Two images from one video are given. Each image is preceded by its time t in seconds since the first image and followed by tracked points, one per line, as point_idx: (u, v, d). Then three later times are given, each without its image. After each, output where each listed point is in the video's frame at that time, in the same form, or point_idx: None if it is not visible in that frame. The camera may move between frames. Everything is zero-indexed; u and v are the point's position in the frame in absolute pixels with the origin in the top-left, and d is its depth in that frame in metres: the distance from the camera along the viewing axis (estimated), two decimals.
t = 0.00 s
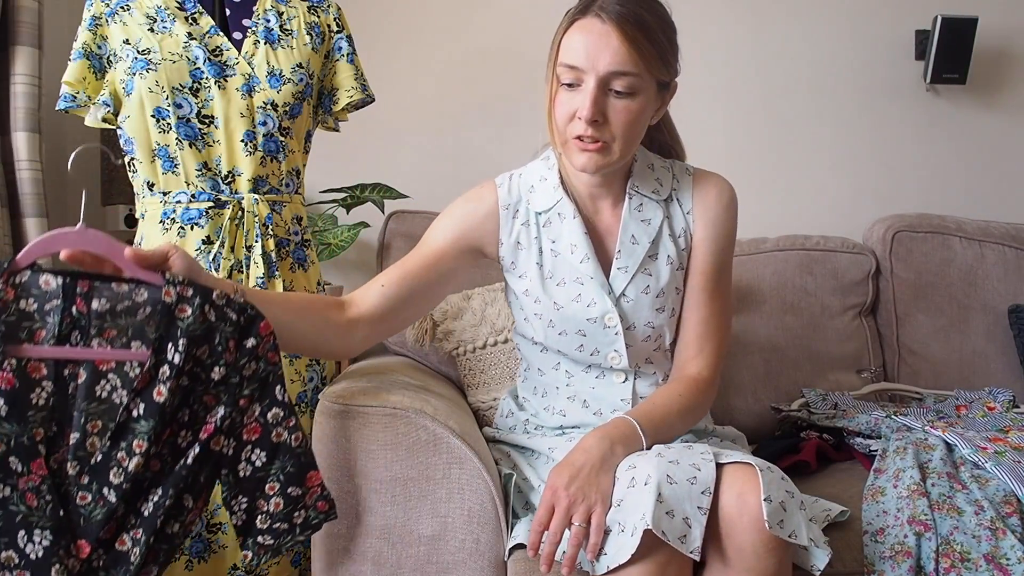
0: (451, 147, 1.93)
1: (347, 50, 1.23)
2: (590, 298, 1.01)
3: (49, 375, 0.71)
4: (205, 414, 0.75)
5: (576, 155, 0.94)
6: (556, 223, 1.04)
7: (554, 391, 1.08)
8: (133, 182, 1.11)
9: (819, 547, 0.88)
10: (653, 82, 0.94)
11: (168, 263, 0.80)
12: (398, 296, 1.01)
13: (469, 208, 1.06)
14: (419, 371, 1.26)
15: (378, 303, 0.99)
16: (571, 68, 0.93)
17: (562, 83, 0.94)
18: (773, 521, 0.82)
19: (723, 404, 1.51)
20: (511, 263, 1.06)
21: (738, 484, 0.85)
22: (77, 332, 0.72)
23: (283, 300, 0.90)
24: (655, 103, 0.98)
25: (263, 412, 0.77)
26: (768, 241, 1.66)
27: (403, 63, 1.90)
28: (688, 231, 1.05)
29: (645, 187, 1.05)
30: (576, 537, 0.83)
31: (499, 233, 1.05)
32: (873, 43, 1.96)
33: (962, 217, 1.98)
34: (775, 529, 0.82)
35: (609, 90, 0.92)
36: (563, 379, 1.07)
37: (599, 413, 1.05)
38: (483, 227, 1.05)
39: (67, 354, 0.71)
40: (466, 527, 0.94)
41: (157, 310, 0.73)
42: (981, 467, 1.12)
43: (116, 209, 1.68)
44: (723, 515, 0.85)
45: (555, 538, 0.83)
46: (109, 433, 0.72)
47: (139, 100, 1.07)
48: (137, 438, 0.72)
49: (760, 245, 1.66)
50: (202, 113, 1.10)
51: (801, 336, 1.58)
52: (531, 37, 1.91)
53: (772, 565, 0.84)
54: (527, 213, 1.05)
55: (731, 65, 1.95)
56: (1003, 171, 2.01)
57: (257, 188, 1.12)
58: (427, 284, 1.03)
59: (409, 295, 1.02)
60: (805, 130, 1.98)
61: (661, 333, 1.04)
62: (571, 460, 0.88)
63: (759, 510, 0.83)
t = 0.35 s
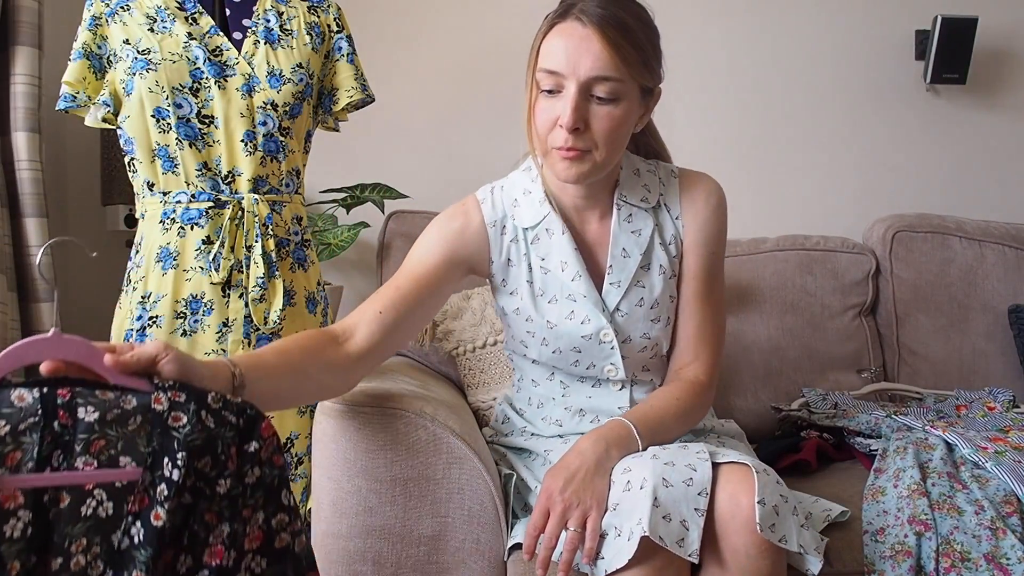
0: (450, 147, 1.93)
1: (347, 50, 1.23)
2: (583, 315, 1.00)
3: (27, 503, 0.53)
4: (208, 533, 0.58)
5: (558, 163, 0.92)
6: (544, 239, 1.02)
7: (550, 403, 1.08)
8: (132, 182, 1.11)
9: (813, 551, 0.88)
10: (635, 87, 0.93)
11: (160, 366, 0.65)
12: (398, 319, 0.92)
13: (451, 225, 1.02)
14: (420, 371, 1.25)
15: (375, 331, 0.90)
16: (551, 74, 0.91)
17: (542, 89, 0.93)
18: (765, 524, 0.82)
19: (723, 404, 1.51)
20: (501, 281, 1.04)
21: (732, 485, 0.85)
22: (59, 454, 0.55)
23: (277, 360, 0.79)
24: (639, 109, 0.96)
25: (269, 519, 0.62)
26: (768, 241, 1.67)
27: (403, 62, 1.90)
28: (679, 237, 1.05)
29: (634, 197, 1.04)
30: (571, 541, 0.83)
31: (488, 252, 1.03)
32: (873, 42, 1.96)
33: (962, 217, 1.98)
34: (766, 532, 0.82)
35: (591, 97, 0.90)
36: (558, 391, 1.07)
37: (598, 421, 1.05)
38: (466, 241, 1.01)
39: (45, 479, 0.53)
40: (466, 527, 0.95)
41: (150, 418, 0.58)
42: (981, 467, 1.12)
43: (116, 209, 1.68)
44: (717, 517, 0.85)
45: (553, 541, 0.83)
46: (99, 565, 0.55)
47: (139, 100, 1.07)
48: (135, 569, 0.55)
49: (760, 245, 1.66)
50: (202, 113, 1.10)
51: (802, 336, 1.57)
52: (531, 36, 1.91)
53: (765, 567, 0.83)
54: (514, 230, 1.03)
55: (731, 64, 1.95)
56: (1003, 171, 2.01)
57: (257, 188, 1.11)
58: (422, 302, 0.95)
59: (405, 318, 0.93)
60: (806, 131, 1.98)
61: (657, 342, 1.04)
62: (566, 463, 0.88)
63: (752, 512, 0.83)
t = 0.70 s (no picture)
0: (451, 147, 1.93)
1: (347, 50, 1.23)
2: (578, 330, 0.99)
3: None
4: None
5: (545, 178, 0.91)
6: (535, 255, 1.01)
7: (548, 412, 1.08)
8: (133, 182, 1.11)
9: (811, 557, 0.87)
10: (620, 98, 0.91)
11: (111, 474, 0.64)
12: (389, 349, 0.89)
13: (440, 241, 0.99)
14: (420, 371, 1.26)
15: (366, 364, 0.87)
16: (532, 89, 0.89)
17: (524, 104, 0.91)
18: (758, 529, 0.82)
19: (724, 404, 1.51)
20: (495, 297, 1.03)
21: (726, 486, 0.85)
22: None
23: (254, 420, 0.76)
24: (625, 119, 0.94)
25: None
26: (768, 241, 1.67)
27: (404, 62, 1.90)
28: (673, 245, 1.04)
29: (627, 207, 1.03)
30: (562, 543, 0.83)
31: (481, 268, 1.01)
32: (873, 42, 1.96)
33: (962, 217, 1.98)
34: (758, 535, 0.82)
35: (574, 111, 0.89)
36: (556, 400, 1.08)
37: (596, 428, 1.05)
38: (456, 258, 0.99)
39: None
40: (466, 527, 0.94)
41: (98, 524, 0.49)
42: (981, 466, 1.12)
43: (116, 209, 1.69)
44: (711, 518, 0.85)
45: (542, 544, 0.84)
46: None
47: (139, 100, 1.07)
48: None
49: (760, 245, 1.66)
50: (202, 113, 1.09)
51: (802, 337, 1.57)
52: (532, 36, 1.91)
53: (759, 568, 0.83)
54: (506, 246, 1.02)
55: (731, 64, 1.95)
56: (1003, 170, 2.01)
57: (257, 189, 1.11)
58: (416, 327, 0.92)
59: (397, 346, 0.90)
60: (806, 131, 1.98)
61: (655, 351, 1.04)
62: (557, 465, 0.88)
63: (746, 514, 0.83)
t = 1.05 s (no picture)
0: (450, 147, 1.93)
1: (347, 50, 1.22)
2: (576, 337, 1.00)
3: None
4: None
5: (535, 189, 0.91)
6: (530, 263, 1.01)
7: (546, 415, 1.09)
8: (133, 182, 1.11)
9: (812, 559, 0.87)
10: (607, 105, 0.90)
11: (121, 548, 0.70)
12: (388, 369, 0.88)
13: (435, 255, 0.99)
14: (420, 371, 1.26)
15: (365, 387, 0.87)
16: (517, 99, 0.89)
17: (511, 115, 0.91)
18: (756, 530, 0.82)
19: (724, 403, 1.51)
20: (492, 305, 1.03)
21: (724, 486, 0.85)
22: None
23: (257, 461, 0.77)
24: (614, 125, 0.94)
25: None
26: (768, 241, 1.67)
27: (403, 62, 1.90)
28: (670, 248, 1.04)
29: (622, 211, 1.03)
30: (559, 544, 0.83)
31: (478, 278, 1.01)
32: (873, 43, 1.96)
33: (963, 217, 1.98)
34: (756, 537, 0.81)
35: (560, 119, 0.88)
36: (555, 404, 1.08)
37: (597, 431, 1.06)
38: (453, 268, 0.99)
39: None
40: (466, 527, 0.94)
41: None
42: (981, 466, 1.12)
43: (116, 209, 1.69)
44: (707, 517, 0.85)
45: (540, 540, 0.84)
46: None
47: (139, 100, 1.07)
48: None
49: (760, 245, 1.66)
50: (202, 113, 1.09)
51: (802, 337, 1.57)
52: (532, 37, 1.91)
53: (757, 568, 0.83)
54: (501, 255, 1.01)
55: (731, 64, 1.95)
56: (1003, 170, 2.01)
57: (257, 189, 1.11)
58: (414, 343, 0.92)
59: (398, 365, 0.89)
60: (806, 131, 1.98)
61: (653, 356, 1.04)
62: (553, 466, 0.88)
63: (743, 514, 0.82)
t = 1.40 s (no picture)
0: (451, 147, 1.93)
1: (347, 50, 1.22)
2: (575, 338, 0.99)
3: None
4: None
5: (533, 191, 0.91)
6: (528, 265, 1.00)
7: (546, 416, 1.09)
8: (133, 182, 1.11)
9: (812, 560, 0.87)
10: (599, 102, 0.90)
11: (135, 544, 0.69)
12: (393, 372, 0.88)
13: (434, 256, 0.99)
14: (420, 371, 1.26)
15: (370, 389, 0.87)
16: (509, 102, 0.89)
17: (503, 118, 0.91)
18: (755, 530, 0.81)
19: (724, 403, 1.51)
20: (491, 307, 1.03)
21: (723, 486, 0.85)
22: None
23: (265, 462, 0.77)
24: (607, 123, 0.94)
25: None
26: (768, 241, 1.67)
27: (404, 62, 1.90)
28: (668, 249, 1.04)
29: (619, 213, 1.03)
30: (559, 544, 0.83)
31: (477, 281, 1.01)
32: (873, 43, 1.96)
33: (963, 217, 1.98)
34: (755, 538, 0.81)
35: (553, 118, 0.88)
36: (554, 406, 1.08)
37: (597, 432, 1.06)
38: (452, 270, 0.98)
39: None
40: (466, 527, 0.95)
41: None
42: (981, 466, 1.12)
43: (116, 209, 1.69)
44: (706, 517, 0.85)
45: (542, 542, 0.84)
46: None
47: (139, 100, 1.07)
48: None
49: (760, 245, 1.66)
50: (202, 113, 1.09)
51: (802, 337, 1.57)
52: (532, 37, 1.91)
53: (756, 568, 0.83)
54: (499, 257, 1.01)
55: (731, 65, 1.95)
56: (1003, 171, 2.01)
57: (257, 188, 1.11)
58: (418, 345, 0.91)
59: (403, 364, 0.89)
60: (806, 131, 1.98)
61: (652, 357, 1.04)
62: (552, 467, 0.88)
63: (742, 514, 0.82)
